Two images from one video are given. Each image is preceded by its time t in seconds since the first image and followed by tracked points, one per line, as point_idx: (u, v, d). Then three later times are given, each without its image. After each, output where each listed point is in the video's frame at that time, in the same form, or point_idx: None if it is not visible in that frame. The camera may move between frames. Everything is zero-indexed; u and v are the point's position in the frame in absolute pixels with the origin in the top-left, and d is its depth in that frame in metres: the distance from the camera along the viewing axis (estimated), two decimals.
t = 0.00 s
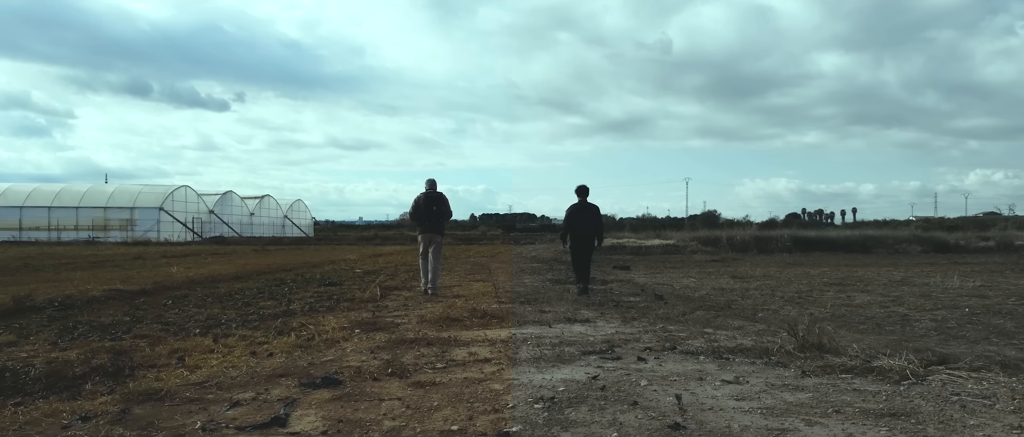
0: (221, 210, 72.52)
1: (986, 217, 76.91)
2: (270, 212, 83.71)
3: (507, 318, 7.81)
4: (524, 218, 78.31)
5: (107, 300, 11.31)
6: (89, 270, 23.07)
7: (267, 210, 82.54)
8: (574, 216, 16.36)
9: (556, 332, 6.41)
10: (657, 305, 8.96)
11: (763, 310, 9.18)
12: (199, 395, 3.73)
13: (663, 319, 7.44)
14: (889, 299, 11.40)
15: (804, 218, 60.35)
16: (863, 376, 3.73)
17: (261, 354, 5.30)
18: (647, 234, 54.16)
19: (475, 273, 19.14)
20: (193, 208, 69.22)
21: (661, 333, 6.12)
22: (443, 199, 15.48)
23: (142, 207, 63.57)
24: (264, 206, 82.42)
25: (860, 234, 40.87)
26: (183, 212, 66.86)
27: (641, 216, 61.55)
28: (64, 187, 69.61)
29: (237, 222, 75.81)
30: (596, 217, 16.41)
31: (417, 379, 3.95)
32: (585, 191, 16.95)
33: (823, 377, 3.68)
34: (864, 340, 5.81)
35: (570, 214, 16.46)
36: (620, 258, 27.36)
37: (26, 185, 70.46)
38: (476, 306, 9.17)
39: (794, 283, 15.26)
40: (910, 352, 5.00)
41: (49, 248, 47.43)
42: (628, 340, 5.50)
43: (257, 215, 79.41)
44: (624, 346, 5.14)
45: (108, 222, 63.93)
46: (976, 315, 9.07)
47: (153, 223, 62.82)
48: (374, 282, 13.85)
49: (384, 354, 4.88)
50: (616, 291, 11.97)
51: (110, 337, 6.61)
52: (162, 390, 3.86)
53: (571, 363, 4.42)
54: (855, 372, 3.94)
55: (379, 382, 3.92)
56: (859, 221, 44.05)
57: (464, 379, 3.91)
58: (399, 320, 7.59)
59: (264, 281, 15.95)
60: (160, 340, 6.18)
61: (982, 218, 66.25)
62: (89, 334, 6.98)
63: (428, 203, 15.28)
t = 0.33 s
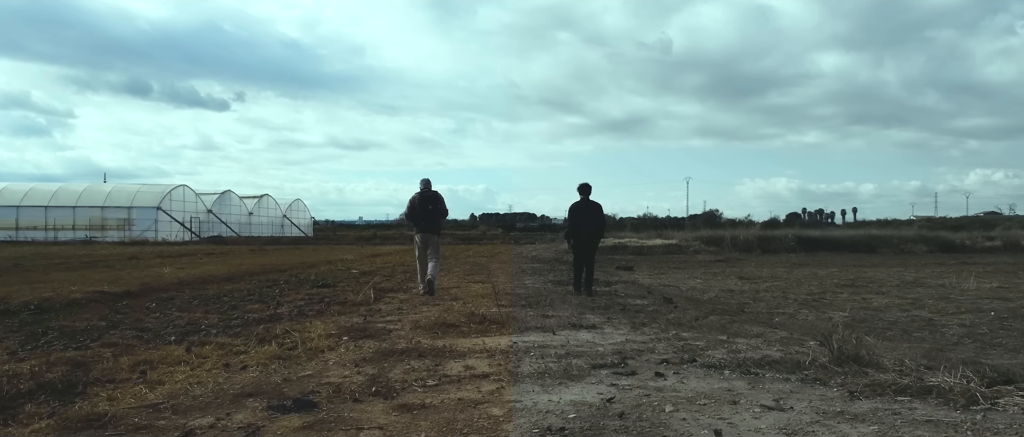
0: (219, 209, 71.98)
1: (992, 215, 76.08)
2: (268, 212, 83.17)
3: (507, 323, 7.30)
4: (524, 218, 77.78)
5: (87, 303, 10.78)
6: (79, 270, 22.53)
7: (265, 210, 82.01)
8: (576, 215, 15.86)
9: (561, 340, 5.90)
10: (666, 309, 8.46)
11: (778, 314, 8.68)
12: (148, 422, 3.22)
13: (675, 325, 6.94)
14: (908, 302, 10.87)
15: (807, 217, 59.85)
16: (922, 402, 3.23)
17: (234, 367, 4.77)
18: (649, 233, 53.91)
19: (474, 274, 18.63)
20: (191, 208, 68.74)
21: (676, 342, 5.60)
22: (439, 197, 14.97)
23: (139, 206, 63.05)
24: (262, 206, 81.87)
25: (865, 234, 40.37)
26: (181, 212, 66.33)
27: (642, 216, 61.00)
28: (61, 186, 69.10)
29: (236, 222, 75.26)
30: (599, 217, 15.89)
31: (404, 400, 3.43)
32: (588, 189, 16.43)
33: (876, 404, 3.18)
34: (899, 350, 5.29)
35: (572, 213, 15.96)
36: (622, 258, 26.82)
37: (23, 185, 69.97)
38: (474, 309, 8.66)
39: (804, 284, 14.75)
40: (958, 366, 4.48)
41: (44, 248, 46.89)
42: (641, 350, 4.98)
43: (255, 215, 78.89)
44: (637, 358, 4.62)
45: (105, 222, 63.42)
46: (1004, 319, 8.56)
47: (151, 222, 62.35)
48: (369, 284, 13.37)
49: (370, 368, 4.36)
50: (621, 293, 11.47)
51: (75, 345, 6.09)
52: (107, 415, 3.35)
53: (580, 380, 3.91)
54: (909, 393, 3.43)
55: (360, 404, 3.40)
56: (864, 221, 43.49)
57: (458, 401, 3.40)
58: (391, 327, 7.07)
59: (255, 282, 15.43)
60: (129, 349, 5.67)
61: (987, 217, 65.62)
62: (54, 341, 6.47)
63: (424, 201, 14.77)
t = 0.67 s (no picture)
0: (218, 209, 71.51)
1: (995, 213, 75.30)
2: (267, 212, 82.68)
3: (507, 329, 6.81)
4: (524, 218, 77.31)
5: (67, 306, 10.30)
6: (70, 271, 22.04)
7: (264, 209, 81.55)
8: (574, 215, 15.39)
9: (566, 349, 5.41)
10: (675, 313, 7.98)
11: (793, 319, 8.20)
12: None
13: (689, 332, 6.45)
14: (928, 305, 10.38)
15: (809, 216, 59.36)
16: None
17: (202, 382, 4.26)
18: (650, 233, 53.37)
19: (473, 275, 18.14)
20: (189, 207, 68.26)
21: (694, 353, 5.10)
22: (435, 195, 14.47)
23: (137, 206, 62.61)
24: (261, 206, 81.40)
25: (869, 233, 39.89)
26: (179, 212, 65.86)
27: (643, 215, 60.50)
28: (59, 186, 68.67)
29: (234, 222, 74.78)
30: (597, 217, 15.42)
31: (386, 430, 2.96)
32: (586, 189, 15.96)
33: None
34: (942, 362, 4.80)
35: (569, 213, 15.50)
36: (624, 259, 26.33)
37: (20, 185, 69.53)
38: (472, 314, 8.16)
39: (815, 286, 14.27)
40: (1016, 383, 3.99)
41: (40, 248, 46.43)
42: (656, 362, 4.49)
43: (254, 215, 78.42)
44: (654, 372, 4.11)
45: (102, 222, 62.96)
46: None
47: (148, 222, 61.89)
48: (365, 285, 12.90)
49: (353, 385, 3.86)
50: (626, 295, 11.00)
51: (36, 354, 5.60)
52: None
53: (591, 401, 3.43)
54: (975, 423, 2.95)
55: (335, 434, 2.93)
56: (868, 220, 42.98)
57: (449, 430, 2.93)
58: (382, 333, 6.57)
59: (246, 283, 14.93)
60: (93, 360, 5.19)
61: (992, 217, 65.07)
62: (17, 350, 5.99)
63: (420, 199, 14.27)
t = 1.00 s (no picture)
0: (216, 208, 70.94)
1: (997, 213, 74.72)
2: (265, 211, 82.09)
3: (508, 338, 6.20)
4: (524, 218, 76.74)
5: (40, 311, 9.68)
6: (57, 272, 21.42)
7: (262, 209, 80.94)
8: (574, 214, 14.81)
9: (573, 363, 4.83)
10: (689, 319, 7.36)
11: (815, 325, 7.60)
12: None
13: (709, 342, 5.84)
14: (954, 309, 9.78)
15: (812, 216, 58.83)
16: None
17: (151, 405, 3.68)
18: (652, 233, 52.75)
19: (472, 276, 17.56)
20: (187, 207, 67.64)
21: (723, 369, 4.46)
22: (438, 196, 13.88)
23: (135, 205, 62.04)
24: (259, 205, 80.80)
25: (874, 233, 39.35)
26: (177, 211, 65.29)
27: (644, 215, 59.90)
28: (55, 185, 68.08)
29: (232, 221, 74.17)
30: (599, 216, 14.83)
31: None
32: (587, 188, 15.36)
33: None
34: (1007, 381, 4.21)
35: (569, 212, 14.90)
36: (627, 259, 25.74)
37: (17, 184, 68.92)
38: (469, 320, 7.55)
39: (828, 288, 13.67)
40: None
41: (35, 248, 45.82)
42: (680, 383, 3.87)
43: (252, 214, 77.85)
44: (679, 396, 3.51)
45: (99, 221, 62.37)
46: None
47: (145, 222, 61.25)
48: (359, 288, 12.30)
49: (325, 414, 3.27)
50: (633, 299, 10.40)
51: None
52: None
53: None
54: None
55: None
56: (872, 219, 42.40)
57: None
58: (368, 343, 5.94)
59: (235, 285, 14.32)
60: (37, 377, 4.58)
61: (995, 216, 64.58)
62: None
63: (421, 200, 13.69)
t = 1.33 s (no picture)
0: (213, 207, 70.20)
1: (1001, 214, 73.99)
2: (263, 210, 81.34)
3: (509, 353, 5.45)
4: (525, 217, 76.00)
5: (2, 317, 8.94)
6: (42, 273, 20.68)
7: (260, 208, 80.19)
8: (579, 213, 14.05)
9: (587, 387, 4.08)
10: (712, 329, 6.58)
11: (851, 335, 6.83)
12: None
13: (739, 358, 5.11)
14: (992, 316, 9.05)
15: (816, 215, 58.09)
16: None
17: None
18: (654, 232, 52.00)
19: (471, 277, 16.80)
20: (184, 206, 66.88)
21: (770, 398, 3.73)
22: (437, 193, 13.05)
23: (131, 204, 61.32)
24: (257, 204, 80.05)
25: (882, 232, 38.66)
26: (174, 210, 64.54)
27: (647, 213, 59.17)
28: (51, 184, 67.33)
29: (230, 221, 73.43)
30: (605, 215, 14.07)
31: None
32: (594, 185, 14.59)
33: None
34: None
35: (575, 211, 14.14)
36: (631, 259, 25.00)
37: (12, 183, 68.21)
38: (466, 330, 6.78)
39: (848, 291, 12.94)
40: None
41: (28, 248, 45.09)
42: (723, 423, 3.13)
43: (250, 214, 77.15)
44: None
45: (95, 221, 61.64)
46: None
47: (142, 221, 60.44)
48: (352, 291, 11.55)
49: None
50: (644, 303, 9.68)
51: None
52: None
53: None
54: None
55: None
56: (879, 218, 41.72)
57: None
58: (349, 359, 5.19)
59: (222, 287, 13.58)
60: None
61: (999, 215, 64.02)
62: None
63: (419, 197, 12.90)
